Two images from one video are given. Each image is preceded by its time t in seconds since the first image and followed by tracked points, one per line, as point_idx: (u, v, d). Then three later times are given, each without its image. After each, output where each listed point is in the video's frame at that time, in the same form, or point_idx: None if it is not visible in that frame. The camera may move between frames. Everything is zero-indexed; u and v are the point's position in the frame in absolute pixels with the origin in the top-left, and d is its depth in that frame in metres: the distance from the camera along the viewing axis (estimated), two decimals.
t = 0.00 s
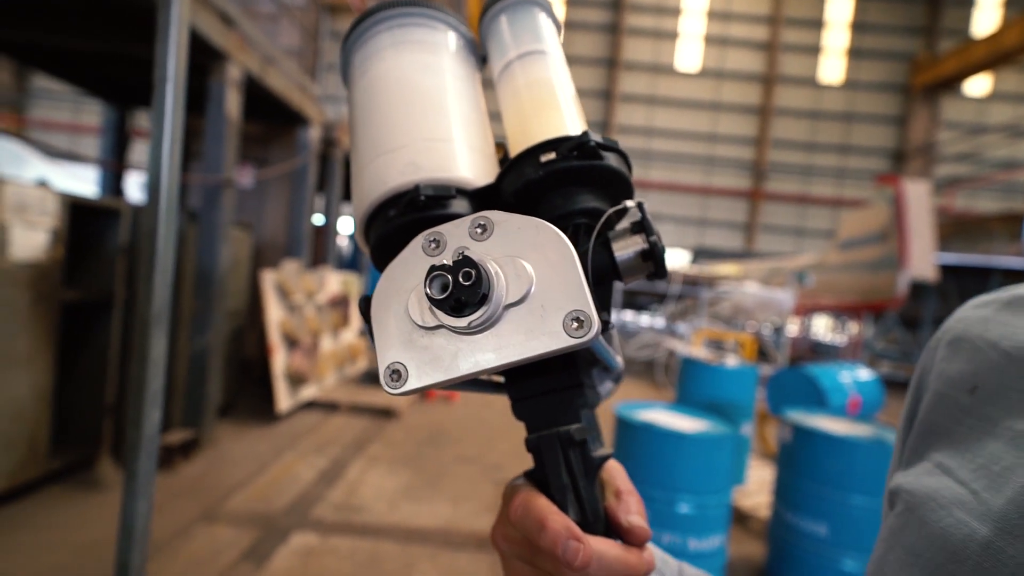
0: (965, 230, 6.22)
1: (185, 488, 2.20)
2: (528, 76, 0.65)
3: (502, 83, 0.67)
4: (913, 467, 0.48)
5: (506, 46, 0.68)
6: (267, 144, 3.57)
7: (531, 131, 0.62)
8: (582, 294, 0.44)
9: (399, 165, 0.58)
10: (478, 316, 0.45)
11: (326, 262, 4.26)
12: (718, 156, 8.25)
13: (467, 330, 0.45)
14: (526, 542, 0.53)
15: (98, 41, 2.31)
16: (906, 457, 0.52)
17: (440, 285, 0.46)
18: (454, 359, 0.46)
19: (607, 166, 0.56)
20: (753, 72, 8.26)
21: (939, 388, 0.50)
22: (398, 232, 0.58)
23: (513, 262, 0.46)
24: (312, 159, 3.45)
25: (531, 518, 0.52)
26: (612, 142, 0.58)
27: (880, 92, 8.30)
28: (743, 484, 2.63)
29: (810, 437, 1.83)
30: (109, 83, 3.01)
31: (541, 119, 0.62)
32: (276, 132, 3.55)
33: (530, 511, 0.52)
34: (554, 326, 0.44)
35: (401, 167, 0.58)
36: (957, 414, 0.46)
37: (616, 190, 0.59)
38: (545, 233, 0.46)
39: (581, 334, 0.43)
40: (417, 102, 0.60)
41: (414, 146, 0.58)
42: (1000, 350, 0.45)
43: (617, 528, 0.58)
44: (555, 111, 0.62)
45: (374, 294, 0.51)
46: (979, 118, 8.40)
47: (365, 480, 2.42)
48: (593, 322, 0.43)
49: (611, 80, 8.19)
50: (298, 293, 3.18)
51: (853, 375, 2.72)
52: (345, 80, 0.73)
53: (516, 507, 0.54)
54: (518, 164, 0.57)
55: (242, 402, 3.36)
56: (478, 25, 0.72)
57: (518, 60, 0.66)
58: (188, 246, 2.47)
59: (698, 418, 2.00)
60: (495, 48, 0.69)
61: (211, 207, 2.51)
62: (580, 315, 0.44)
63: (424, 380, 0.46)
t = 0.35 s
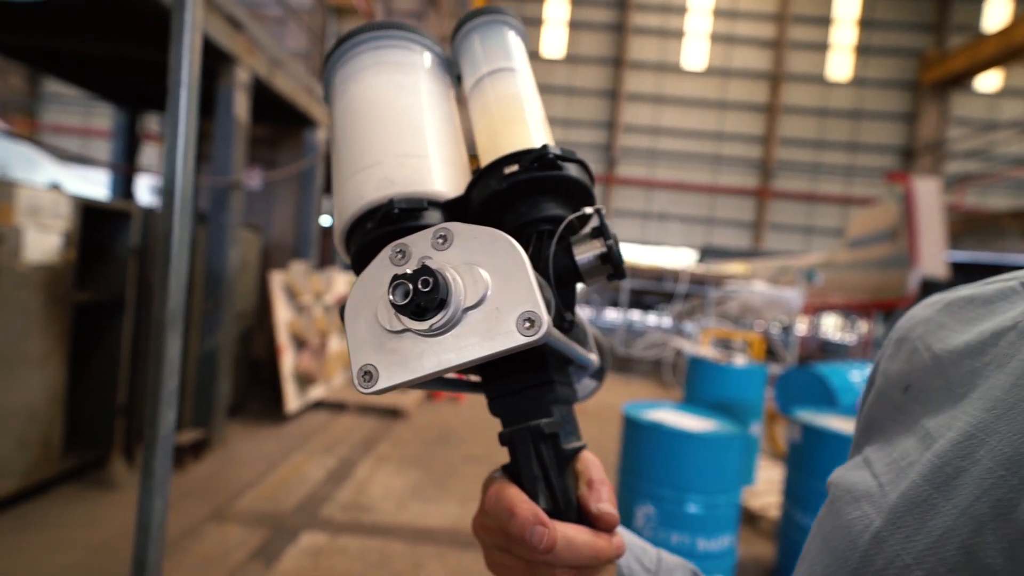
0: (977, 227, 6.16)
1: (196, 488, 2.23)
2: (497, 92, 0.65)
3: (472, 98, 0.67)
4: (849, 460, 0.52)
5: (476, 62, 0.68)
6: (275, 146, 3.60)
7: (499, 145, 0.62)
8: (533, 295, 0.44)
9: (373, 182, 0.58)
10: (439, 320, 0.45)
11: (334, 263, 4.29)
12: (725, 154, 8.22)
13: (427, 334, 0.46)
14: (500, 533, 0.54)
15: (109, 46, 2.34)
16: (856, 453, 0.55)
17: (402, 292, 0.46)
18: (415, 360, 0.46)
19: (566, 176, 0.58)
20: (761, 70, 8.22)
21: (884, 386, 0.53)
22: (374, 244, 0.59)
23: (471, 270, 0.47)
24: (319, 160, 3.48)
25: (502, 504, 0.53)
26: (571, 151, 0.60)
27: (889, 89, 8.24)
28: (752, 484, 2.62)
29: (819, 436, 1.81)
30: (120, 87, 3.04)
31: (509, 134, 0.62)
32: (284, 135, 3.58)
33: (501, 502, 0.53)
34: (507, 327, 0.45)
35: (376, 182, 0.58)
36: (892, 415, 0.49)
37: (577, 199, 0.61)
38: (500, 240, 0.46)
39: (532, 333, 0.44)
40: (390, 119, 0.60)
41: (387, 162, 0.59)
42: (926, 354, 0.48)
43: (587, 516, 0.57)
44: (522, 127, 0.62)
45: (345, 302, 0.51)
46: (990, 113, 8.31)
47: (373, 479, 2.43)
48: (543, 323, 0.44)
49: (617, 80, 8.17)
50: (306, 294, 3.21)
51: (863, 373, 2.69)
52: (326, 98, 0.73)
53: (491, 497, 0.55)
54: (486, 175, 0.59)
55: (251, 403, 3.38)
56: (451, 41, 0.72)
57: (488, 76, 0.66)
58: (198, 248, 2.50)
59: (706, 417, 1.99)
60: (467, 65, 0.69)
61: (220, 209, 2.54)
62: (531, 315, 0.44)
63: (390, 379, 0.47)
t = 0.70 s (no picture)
0: (1008, 220, 5.99)
1: (225, 479, 2.29)
2: (494, 113, 0.66)
3: (472, 119, 0.69)
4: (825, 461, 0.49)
5: (476, 84, 0.69)
6: (297, 145, 3.66)
7: (497, 164, 0.64)
8: (503, 321, 0.47)
9: (379, 208, 0.61)
10: (420, 346, 0.47)
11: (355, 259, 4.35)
12: (745, 148, 8.13)
13: (412, 360, 0.49)
14: (498, 530, 0.55)
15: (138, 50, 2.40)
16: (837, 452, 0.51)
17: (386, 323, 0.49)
18: (404, 384, 0.50)
19: (554, 198, 0.59)
20: (783, 62, 8.09)
21: (866, 386, 0.49)
22: (382, 266, 0.61)
23: (448, 299, 0.49)
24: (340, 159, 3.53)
25: (497, 501, 0.54)
26: (558, 175, 0.60)
27: (916, 79, 8.05)
28: (774, 481, 2.61)
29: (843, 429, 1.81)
30: (148, 90, 3.12)
31: (505, 154, 0.63)
32: (306, 134, 3.64)
33: (496, 501, 0.54)
34: (480, 352, 0.47)
35: (381, 209, 0.61)
36: (859, 405, 0.47)
37: (566, 218, 0.62)
38: (473, 270, 0.48)
39: (502, 358, 0.46)
40: (394, 147, 0.63)
41: (391, 188, 0.61)
42: (898, 345, 0.45)
43: (582, 512, 0.59)
44: (518, 146, 0.64)
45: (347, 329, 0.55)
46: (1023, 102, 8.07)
47: (394, 473, 2.47)
48: (512, 349, 0.46)
49: (636, 74, 8.11)
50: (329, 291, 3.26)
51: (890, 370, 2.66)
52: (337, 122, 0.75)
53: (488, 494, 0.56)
54: (475, 199, 0.60)
55: (276, 397, 3.46)
56: (455, 62, 0.74)
57: (486, 97, 0.67)
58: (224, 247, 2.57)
59: (728, 413, 1.99)
60: (468, 86, 0.70)
61: (245, 208, 2.60)
62: (501, 341, 0.46)
63: (385, 399, 0.51)
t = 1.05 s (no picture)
0: None
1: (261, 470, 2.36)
2: (542, 106, 0.67)
3: (519, 108, 0.69)
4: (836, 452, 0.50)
5: (525, 72, 0.69)
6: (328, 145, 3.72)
7: (541, 160, 0.65)
8: (543, 322, 0.48)
9: (422, 194, 0.63)
10: (461, 341, 0.48)
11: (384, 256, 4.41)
12: (777, 141, 7.95)
13: (452, 353, 0.50)
14: (519, 518, 0.57)
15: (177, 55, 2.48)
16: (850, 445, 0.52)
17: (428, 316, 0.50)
18: (444, 375, 0.51)
19: (599, 198, 0.59)
20: (817, 52, 7.87)
21: (876, 381, 0.50)
22: (423, 250, 0.63)
23: (489, 296, 0.50)
24: (370, 157, 3.58)
25: (521, 490, 0.55)
26: (605, 175, 0.60)
27: (959, 67, 7.75)
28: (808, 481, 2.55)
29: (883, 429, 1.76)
30: (185, 94, 3.21)
31: (550, 150, 0.65)
32: (337, 134, 3.70)
33: (518, 490, 0.55)
34: (520, 351, 0.48)
35: (423, 195, 0.63)
36: (867, 399, 0.49)
37: (609, 218, 0.62)
38: (516, 271, 0.49)
39: (540, 359, 0.47)
40: (438, 133, 0.64)
41: (435, 177, 0.63)
42: (903, 341, 0.46)
43: (603, 508, 0.58)
44: (565, 143, 0.65)
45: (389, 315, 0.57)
46: None
47: (424, 467, 2.50)
48: (550, 352, 0.47)
49: (664, 67, 8.00)
50: (359, 288, 3.32)
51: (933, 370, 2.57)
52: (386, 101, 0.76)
53: (511, 481, 0.58)
54: (519, 194, 0.61)
55: (309, 391, 3.54)
56: (505, 45, 0.74)
57: (535, 88, 0.68)
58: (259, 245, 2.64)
59: (760, 411, 1.95)
60: (517, 72, 0.71)
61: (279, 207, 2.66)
62: (540, 343, 0.47)
63: (424, 386, 0.53)
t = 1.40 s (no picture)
0: None
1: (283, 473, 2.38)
2: (552, 112, 0.67)
3: (528, 115, 0.69)
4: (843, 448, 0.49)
5: (533, 81, 0.70)
6: (349, 151, 3.77)
7: (554, 165, 0.65)
8: (573, 320, 0.48)
9: (437, 198, 0.62)
10: (493, 340, 0.48)
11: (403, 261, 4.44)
12: (798, 143, 7.86)
13: (483, 352, 0.50)
14: (537, 520, 0.56)
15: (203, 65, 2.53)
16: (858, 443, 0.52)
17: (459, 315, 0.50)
18: (472, 374, 0.51)
19: (615, 202, 0.60)
20: (838, 52, 7.77)
21: (877, 378, 0.50)
22: (438, 255, 0.62)
23: (518, 296, 0.50)
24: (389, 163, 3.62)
25: (539, 491, 0.55)
26: (620, 179, 0.61)
27: (985, 65, 7.59)
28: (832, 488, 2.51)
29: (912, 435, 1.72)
30: (210, 102, 3.27)
31: (562, 156, 0.65)
32: (357, 140, 3.75)
33: (537, 493, 0.55)
34: (551, 349, 0.48)
35: (438, 200, 0.62)
36: (871, 394, 0.49)
37: (624, 223, 0.62)
38: (545, 271, 0.50)
39: (572, 357, 0.47)
40: (451, 138, 0.64)
41: (450, 181, 0.62)
42: (901, 335, 0.47)
43: (618, 506, 0.57)
44: (575, 148, 0.65)
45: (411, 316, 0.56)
46: None
47: (444, 470, 2.51)
48: (582, 349, 0.47)
49: (682, 70, 7.96)
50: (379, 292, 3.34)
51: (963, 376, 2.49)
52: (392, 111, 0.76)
53: (528, 484, 0.57)
54: (535, 198, 0.61)
55: (329, 395, 3.57)
56: (511, 55, 0.74)
57: (545, 95, 0.68)
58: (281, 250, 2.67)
59: (783, 415, 1.92)
60: (524, 80, 0.71)
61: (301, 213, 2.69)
62: (572, 341, 0.48)
63: (452, 387, 0.52)
